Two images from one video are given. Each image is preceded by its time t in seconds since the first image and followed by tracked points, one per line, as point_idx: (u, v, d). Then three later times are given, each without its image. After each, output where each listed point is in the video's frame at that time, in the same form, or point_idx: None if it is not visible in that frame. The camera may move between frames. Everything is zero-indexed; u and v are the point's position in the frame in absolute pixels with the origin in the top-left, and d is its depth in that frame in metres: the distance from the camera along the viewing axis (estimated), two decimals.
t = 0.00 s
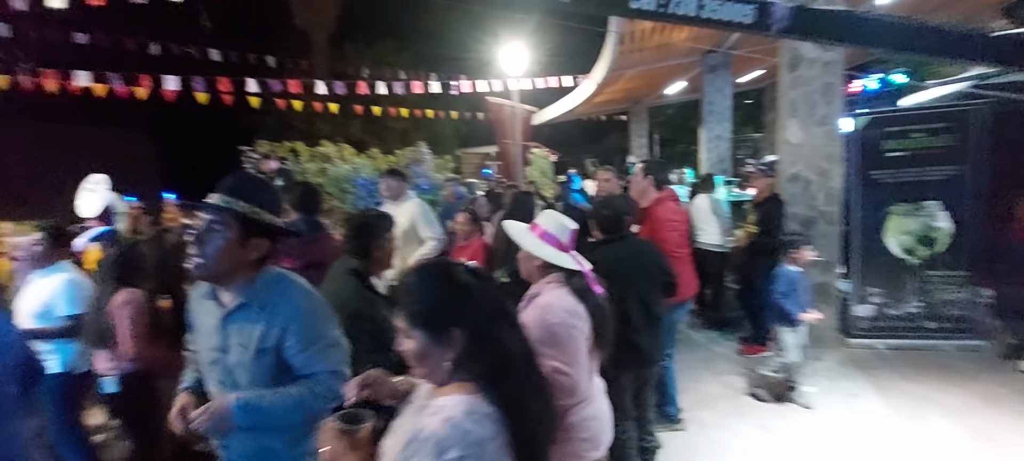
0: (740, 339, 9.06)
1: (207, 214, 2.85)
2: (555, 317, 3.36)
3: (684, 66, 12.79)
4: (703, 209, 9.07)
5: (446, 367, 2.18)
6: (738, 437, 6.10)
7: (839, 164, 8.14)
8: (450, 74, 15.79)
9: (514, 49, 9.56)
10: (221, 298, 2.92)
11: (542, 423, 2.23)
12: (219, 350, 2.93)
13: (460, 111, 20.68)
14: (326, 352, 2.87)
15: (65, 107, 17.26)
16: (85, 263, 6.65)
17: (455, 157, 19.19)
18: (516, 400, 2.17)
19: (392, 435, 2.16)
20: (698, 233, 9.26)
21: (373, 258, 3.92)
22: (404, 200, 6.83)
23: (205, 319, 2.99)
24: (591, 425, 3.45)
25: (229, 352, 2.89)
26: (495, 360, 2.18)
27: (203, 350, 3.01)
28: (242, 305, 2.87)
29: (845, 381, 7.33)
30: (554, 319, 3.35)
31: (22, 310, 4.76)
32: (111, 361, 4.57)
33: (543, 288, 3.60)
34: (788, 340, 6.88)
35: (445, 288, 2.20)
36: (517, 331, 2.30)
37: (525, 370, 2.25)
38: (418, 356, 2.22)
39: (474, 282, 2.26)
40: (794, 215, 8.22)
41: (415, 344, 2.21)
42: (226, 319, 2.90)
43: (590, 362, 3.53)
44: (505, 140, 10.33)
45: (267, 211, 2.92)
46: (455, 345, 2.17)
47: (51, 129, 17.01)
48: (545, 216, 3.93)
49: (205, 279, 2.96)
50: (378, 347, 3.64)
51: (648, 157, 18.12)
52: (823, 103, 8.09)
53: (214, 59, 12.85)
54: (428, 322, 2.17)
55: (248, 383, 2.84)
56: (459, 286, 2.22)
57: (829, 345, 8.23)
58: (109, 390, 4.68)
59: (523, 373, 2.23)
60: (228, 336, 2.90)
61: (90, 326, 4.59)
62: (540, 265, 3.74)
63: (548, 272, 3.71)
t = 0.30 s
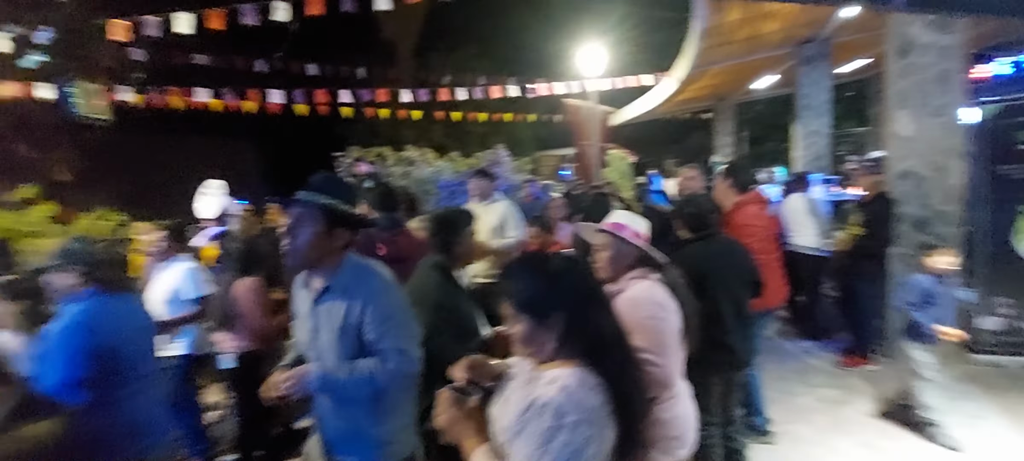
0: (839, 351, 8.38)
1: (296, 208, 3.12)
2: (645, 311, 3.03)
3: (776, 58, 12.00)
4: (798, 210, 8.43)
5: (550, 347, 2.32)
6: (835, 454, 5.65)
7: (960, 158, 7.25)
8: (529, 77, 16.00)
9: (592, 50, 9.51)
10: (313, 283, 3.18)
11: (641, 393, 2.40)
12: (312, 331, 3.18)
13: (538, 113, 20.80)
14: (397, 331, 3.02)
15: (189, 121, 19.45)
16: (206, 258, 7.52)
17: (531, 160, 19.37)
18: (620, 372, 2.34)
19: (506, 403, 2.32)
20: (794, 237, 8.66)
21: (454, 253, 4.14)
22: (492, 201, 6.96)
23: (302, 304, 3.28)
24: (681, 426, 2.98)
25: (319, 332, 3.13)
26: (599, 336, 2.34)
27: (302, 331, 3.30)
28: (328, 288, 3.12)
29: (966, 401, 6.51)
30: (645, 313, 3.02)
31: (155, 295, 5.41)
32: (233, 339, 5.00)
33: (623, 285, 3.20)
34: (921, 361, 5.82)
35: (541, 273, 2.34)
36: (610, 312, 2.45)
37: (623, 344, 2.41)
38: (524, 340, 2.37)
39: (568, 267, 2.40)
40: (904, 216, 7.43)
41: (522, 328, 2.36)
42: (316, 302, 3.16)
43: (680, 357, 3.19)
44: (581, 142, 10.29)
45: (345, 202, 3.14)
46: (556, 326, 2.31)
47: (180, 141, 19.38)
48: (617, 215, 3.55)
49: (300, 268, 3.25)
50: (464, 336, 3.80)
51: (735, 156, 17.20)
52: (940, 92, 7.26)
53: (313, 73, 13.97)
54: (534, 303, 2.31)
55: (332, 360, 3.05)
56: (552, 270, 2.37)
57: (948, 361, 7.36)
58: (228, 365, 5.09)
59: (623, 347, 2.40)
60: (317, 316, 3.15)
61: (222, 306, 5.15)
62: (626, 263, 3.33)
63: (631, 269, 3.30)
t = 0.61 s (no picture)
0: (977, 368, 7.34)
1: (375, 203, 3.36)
2: (756, 314, 2.87)
3: (901, 40, 10.76)
4: (929, 207, 7.53)
5: (653, 327, 2.28)
6: None
7: None
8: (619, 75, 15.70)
9: (688, 42, 9.13)
10: (393, 271, 3.41)
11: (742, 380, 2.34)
12: (392, 315, 3.43)
13: (628, 111, 20.33)
14: (473, 312, 3.33)
15: (302, 129, 21.33)
16: (318, 252, 8.23)
17: (620, 159, 18.97)
18: (720, 358, 2.30)
19: (609, 387, 2.29)
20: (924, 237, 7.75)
21: (556, 242, 4.14)
22: (588, 199, 7.04)
23: (380, 290, 3.53)
24: (789, 434, 2.81)
25: (399, 314, 3.38)
26: (702, 320, 2.30)
27: (378, 314, 3.55)
28: (406, 275, 3.35)
29: None
30: (756, 317, 2.86)
31: (275, 285, 5.95)
32: (350, 324, 5.51)
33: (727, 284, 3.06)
34: None
35: (651, 257, 2.32)
36: (711, 297, 2.40)
37: (725, 332, 2.37)
38: (626, 317, 2.31)
39: (674, 255, 2.35)
40: None
41: (628, 305, 2.30)
42: (395, 288, 3.40)
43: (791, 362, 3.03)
44: (675, 139, 9.91)
45: (417, 195, 3.36)
46: (663, 307, 2.27)
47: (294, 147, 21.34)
48: (716, 209, 3.39)
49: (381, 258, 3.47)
50: (558, 325, 3.84)
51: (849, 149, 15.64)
52: None
53: (410, 80, 14.74)
54: (640, 284, 2.28)
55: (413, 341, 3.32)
56: (662, 253, 2.34)
57: None
58: (346, 348, 5.62)
59: (723, 334, 2.35)
60: (397, 301, 3.39)
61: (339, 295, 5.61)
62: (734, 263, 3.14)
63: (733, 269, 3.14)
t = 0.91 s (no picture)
0: None
1: (432, 205, 3.41)
2: (839, 321, 2.59)
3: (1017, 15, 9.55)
4: None
5: (737, 322, 2.18)
6: None
7: None
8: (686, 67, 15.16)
9: (763, 29, 8.64)
10: (450, 267, 3.48)
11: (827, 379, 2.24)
12: (451, 308, 3.51)
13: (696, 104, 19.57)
14: (533, 305, 3.35)
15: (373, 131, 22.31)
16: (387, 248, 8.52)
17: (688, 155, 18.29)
18: (806, 355, 2.19)
19: (690, 391, 2.18)
20: None
21: (630, 237, 4.01)
22: (654, 195, 6.90)
23: (438, 285, 3.60)
24: (882, 448, 2.58)
25: (459, 308, 3.45)
26: (788, 316, 2.21)
27: (436, 307, 3.64)
28: (465, 270, 3.42)
29: None
30: (840, 324, 2.58)
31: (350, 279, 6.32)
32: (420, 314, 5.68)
33: (810, 287, 2.81)
34: None
35: (733, 248, 2.20)
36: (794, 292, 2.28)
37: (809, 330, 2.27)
38: (710, 309, 2.18)
39: (762, 251, 2.23)
40: None
41: (711, 297, 2.17)
42: (454, 283, 3.47)
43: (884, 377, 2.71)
44: (748, 132, 9.42)
45: (473, 196, 3.39)
46: (749, 302, 2.17)
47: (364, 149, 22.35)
48: (789, 206, 3.13)
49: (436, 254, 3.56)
50: (626, 323, 3.76)
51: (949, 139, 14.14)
52: None
53: (474, 80, 14.98)
54: (723, 275, 2.16)
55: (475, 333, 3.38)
56: (747, 245, 2.22)
57: None
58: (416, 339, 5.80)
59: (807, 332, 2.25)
60: (457, 296, 3.46)
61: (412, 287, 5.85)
62: (813, 264, 2.95)
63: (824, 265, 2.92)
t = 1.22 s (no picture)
0: None
1: (469, 198, 3.39)
2: (873, 303, 2.50)
3: None
4: None
5: (768, 320, 2.02)
6: None
7: None
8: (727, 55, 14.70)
9: (811, 14, 8.27)
10: (486, 260, 3.44)
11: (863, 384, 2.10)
12: (483, 302, 3.46)
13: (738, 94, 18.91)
14: (570, 298, 3.35)
15: (411, 127, 22.68)
16: (424, 242, 8.77)
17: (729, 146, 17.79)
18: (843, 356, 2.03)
19: (710, 392, 1.99)
20: None
21: (663, 232, 4.00)
22: (691, 186, 6.73)
23: (469, 278, 3.56)
24: (924, 439, 2.50)
25: (494, 301, 3.41)
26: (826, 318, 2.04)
27: (467, 301, 3.58)
28: (504, 265, 3.39)
29: None
30: (875, 305, 2.49)
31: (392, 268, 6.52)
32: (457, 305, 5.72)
33: (847, 272, 2.70)
34: None
35: (768, 239, 2.04)
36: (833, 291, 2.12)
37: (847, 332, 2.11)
38: (740, 303, 2.01)
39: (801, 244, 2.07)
40: None
41: (739, 290, 2.01)
42: (489, 277, 3.43)
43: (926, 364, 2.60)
44: (793, 121, 9.14)
45: (512, 190, 3.39)
46: (783, 298, 2.01)
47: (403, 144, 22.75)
48: (829, 194, 2.96)
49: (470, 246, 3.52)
50: (661, 318, 3.70)
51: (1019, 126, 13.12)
52: None
53: (509, 75, 14.97)
54: (755, 268, 2.00)
55: (510, 327, 3.37)
56: (783, 236, 2.05)
57: None
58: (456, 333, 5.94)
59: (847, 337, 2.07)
60: (491, 290, 3.42)
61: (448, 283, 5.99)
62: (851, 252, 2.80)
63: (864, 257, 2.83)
